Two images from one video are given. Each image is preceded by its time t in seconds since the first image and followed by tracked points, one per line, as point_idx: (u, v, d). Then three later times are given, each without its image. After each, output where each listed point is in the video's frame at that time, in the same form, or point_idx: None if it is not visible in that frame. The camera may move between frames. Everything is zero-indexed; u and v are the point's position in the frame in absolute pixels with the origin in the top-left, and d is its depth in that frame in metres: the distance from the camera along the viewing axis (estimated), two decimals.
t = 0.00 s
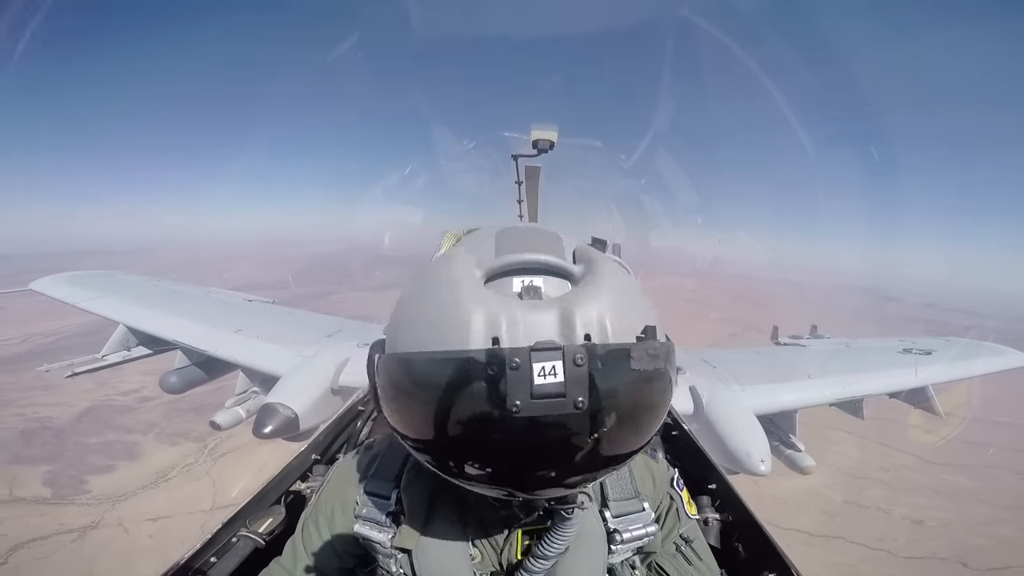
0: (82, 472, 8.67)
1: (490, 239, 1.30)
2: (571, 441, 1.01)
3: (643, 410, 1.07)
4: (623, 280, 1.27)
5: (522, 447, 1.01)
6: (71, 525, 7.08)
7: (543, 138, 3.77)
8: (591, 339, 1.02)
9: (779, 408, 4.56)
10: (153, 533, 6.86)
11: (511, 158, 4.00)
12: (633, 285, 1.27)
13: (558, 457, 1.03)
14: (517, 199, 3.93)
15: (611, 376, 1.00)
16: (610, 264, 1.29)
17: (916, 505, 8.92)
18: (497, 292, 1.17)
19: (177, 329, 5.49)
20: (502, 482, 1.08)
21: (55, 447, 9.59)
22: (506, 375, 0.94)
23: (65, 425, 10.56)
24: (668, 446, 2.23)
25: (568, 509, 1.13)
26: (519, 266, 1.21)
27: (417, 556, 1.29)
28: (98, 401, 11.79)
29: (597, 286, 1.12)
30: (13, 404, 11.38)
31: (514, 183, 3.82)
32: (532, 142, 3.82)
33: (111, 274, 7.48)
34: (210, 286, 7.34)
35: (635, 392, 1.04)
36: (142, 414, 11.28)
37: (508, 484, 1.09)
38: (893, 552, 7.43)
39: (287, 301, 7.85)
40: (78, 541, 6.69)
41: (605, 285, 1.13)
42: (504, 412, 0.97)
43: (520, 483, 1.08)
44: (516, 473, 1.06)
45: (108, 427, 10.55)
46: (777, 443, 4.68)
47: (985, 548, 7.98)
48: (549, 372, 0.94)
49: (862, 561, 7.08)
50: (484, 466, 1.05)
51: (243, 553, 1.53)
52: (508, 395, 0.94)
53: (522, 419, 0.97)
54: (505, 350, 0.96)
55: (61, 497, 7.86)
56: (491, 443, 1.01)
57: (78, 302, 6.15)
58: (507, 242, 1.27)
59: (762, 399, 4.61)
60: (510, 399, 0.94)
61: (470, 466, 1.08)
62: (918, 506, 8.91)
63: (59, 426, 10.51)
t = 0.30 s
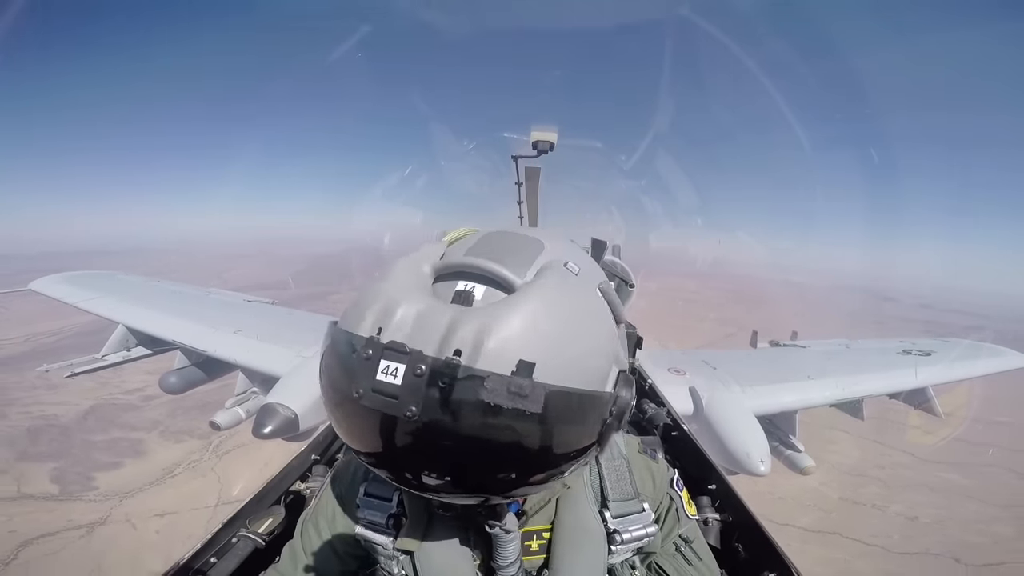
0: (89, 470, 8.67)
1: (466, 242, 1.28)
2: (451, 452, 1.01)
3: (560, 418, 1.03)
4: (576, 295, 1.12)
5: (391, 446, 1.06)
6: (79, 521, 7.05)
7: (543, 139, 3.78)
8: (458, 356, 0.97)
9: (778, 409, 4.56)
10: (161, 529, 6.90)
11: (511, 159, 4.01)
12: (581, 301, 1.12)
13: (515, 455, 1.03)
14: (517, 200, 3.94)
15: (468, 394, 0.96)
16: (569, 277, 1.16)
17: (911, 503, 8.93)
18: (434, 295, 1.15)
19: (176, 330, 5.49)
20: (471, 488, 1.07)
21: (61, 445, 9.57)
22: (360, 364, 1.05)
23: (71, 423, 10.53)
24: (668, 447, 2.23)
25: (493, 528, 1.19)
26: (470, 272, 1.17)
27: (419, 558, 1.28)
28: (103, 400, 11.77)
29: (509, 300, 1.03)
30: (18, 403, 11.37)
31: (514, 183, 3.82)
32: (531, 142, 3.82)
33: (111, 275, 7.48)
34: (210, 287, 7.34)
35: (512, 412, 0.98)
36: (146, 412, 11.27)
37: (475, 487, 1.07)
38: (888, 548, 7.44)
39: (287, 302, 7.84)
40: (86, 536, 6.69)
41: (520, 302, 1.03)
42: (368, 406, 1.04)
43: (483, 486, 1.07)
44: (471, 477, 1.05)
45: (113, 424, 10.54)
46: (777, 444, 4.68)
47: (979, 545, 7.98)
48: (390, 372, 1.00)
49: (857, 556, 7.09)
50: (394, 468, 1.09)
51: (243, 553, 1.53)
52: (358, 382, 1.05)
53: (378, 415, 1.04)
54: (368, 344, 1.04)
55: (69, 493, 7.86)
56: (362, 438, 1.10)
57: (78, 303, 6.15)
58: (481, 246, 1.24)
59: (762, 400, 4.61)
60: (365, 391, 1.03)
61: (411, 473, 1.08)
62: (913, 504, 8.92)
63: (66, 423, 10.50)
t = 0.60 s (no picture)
0: (97, 466, 8.68)
1: (435, 255, 1.26)
2: (390, 468, 1.03)
3: (503, 438, 1.00)
4: (525, 314, 1.08)
5: (339, 460, 1.11)
6: (88, 516, 7.08)
7: (543, 138, 3.77)
8: (384, 380, 0.99)
9: (779, 408, 4.56)
10: (169, 524, 6.93)
11: (511, 158, 4.00)
12: (526, 320, 1.07)
13: (468, 469, 1.02)
14: (517, 199, 3.93)
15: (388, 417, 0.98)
16: (523, 295, 1.10)
17: (905, 498, 8.93)
18: (389, 311, 1.14)
19: (176, 330, 5.49)
20: (432, 497, 1.08)
21: (69, 442, 9.59)
22: (302, 381, 1.13)
23: (78, 420, 10.54)
24: (669, 446, 2.23)
25: (466, 532, 1.21)
26: (425, 286, 1.13)
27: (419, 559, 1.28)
28: (109, 398, 11.78)
29: (446, 323, 1.01)
30: (25, 401, 11.40)
31: (514, 182, 3.81)
32: (531, 141, 3.82)
33: (112, 275, 7.48)
34: (210, 287, 7.34)
35: (439, 434, 0.97)
36: (153, 409, 11.28)
37: (437, 496, 1.07)
38: (883, 543, 7.43)
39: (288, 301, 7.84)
40: (96, 532, 6.72)
41: (457, 323, 1.00)
42: (312, 418, 1.11)
43: (438, 496, 1.07)
44: (424, 489, 1.06)
45: (120, 422, 10.56)
46: (778, 443, 4.67)
47: (974, 541, 7.95)
48: (322, 391, 1.07)
49: (851, 550, 7.10)
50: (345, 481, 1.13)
51: (244, 553, 1.53)
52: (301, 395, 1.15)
53: (321, 429, 1.10)
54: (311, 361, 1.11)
55: (78, 489, 7.88)
56: (313, 448, 1.17)
57: (78, 303, 6.15)
58: (445, 263, 1.21)
59: (763, 399, 4.61)
60: (307, 406, 1.12)
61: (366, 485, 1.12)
62: (907, 499, 8.92)
63: (73, 421, 10.51)
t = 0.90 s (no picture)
0: (102, 462, 8.68)
1: (427, 260, 1.26)
2: (375, 473, 1.03)
3: (489, 444, 0.99)
4: (514, 319, 1.07)
5: (325, 464, 1.11)
6: (95, 512, 7.09)
7: (543, 138, 3.77)
8: (367, 386, 0.99)
9: (779, 408, 4.56)
10: (174, 518, 6.94)
11: (511, 158, 4.00)
12: (512, 327, 1.06)
13: (456, 474, 1.01)
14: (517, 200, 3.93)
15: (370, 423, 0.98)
16: (512, 302, 1.10)
17: (899, 496, 8.95)
18: (378, 315, 1.14)
19: (175, 329, 5.49)
20: (419, 502, 1.07)
21: (74, 439, 9.59)
22: (287, 385, 1.14)
23: (83, 417, 10.53)
24: (668, 447, 2.23)
25: (459, 536, 1.21)
26: (414, 291, 1.13)
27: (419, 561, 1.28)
28: (113, 395, 11.76)
29: (431, 328, 1.01)
30: (28, 398, 11.39)
31: (514, 183, 3.81)
32: (531, 142, 3.82)
33: (111, 275, 7.47)
34: (209, 287, 7.33)
35: (423, 440, 0.97)
36: (157, 406, 11.28)
37: (424, 501, 1.06)
38: (876, 540, 7.45)
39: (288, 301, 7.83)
40: (103, 526, 6.74)
41: (442, 328, 1.00)
42: (298, 423, 1.12)
43: (425, 502, 1.07)
44: (410, 495, 1.05)
45: (125, 419, 10.56)
46: (777, 444, 4.68)
47: (967, 538, 7.96)
48: (305, 396, 1.07)
49: (845, 546, 7.13)
50: (333, 486, 1.13)
51: (243, 553, 1.53)
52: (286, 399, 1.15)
53: (306, 433, 1.10)
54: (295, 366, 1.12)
55: (84, 485, 7.88)
56: (300, 453, 1.17)
57: (77, 303, 6.14)
58: (438, 268, 1.21)
59: (762, 399, 4.61)
60: (292, 411, 1.12)
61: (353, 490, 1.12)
62: (901, 496, 8.94)
63: (78, 417, 10.50)
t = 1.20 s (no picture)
0: (109, 458, 8.69)
1: (422, 261, 1.27)
2: (370, 471, 1.03)
3: (485, 442, 1.00)
4: (510, 318, 1.08)
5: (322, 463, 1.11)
6: (102, 507, 7.11)
7: (543, 139, 3.77)
8: (360, 384, 1.00)
9: (778, 409, 4.56)
10: (180, 514, 6.96)
11: (511, 159, 4.00)
12: (507, 325, 1.06)
13: (452, 472, 1.01)
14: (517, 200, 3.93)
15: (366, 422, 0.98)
16: (507, 302, 1.10)
17: (892, 493, 8.97)
18: (374, 315, 1.14)
19: (175, 330, 5.49)
20: (415, 500, 1.07)
21: (80, 436, 9.60)
22: (281, 383, 1.14)
23: (89, 415, 10.53)
24: (668, 447, 2.23)
25: (455, 537, 1.20)
26: (409, 290, 1.13)
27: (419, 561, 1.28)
28: (118, 393, 11.75)
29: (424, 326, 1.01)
30: (35, 397, 11.41)
31: (514, 183, 3.82)
32: (531, 143, 3.82)
33: (112, 275, 7.46)
34: (210, 287, 7.33)
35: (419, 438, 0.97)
36: (161, 404, 11.27)
37: (420, 499, 1.06)
38: (868, 535, 7.46)
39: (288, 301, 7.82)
40: (110, 521, 6.76)
41: (436, 327, 1.00)
42: (293, 422, 1.11)
43: (420, 500, 1.06)
44: (405, 493, 1.05)
45: (130, 416, 10.56)
46: (777, 444, 4.67)
47: (959, 535, 7.96)
48: (299, 393, 1.08)
49: (838, 541, 7.16)
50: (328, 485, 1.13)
51: (243, 552, 1.52)
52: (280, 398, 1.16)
53: (302, 432, 1.10)
54: (292, 364, 1.12)
55: (91, 481, 7.90)
56: (296, 452, 1.17)
57: (77, 303, 6.14)
58: (435, 267, 1.21)
59: (762, 400, 4.61)
60: (287, 410, 1.12)
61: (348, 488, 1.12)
62: (895, 494, 8.95)
63: (84, 415, 10.51)
